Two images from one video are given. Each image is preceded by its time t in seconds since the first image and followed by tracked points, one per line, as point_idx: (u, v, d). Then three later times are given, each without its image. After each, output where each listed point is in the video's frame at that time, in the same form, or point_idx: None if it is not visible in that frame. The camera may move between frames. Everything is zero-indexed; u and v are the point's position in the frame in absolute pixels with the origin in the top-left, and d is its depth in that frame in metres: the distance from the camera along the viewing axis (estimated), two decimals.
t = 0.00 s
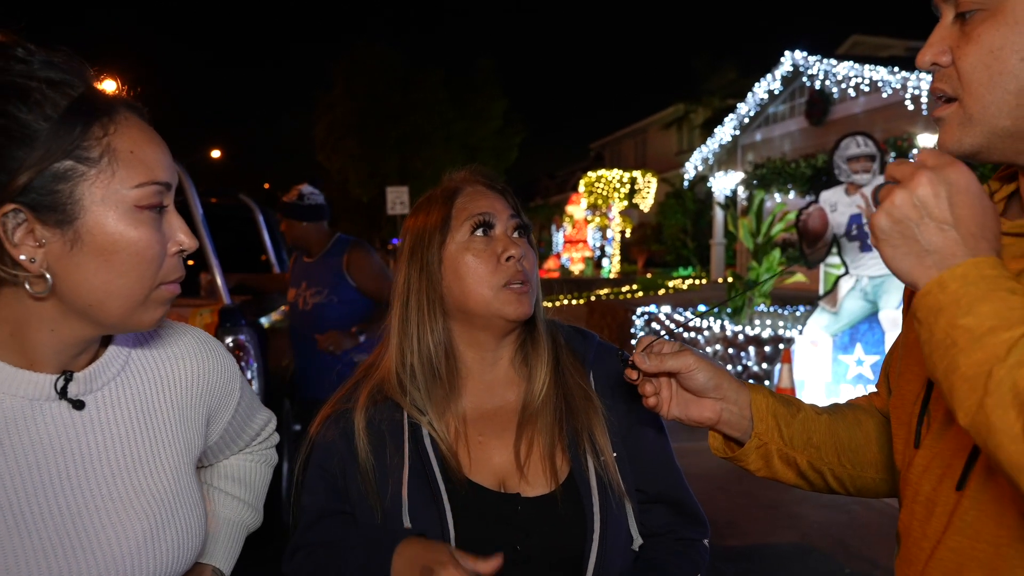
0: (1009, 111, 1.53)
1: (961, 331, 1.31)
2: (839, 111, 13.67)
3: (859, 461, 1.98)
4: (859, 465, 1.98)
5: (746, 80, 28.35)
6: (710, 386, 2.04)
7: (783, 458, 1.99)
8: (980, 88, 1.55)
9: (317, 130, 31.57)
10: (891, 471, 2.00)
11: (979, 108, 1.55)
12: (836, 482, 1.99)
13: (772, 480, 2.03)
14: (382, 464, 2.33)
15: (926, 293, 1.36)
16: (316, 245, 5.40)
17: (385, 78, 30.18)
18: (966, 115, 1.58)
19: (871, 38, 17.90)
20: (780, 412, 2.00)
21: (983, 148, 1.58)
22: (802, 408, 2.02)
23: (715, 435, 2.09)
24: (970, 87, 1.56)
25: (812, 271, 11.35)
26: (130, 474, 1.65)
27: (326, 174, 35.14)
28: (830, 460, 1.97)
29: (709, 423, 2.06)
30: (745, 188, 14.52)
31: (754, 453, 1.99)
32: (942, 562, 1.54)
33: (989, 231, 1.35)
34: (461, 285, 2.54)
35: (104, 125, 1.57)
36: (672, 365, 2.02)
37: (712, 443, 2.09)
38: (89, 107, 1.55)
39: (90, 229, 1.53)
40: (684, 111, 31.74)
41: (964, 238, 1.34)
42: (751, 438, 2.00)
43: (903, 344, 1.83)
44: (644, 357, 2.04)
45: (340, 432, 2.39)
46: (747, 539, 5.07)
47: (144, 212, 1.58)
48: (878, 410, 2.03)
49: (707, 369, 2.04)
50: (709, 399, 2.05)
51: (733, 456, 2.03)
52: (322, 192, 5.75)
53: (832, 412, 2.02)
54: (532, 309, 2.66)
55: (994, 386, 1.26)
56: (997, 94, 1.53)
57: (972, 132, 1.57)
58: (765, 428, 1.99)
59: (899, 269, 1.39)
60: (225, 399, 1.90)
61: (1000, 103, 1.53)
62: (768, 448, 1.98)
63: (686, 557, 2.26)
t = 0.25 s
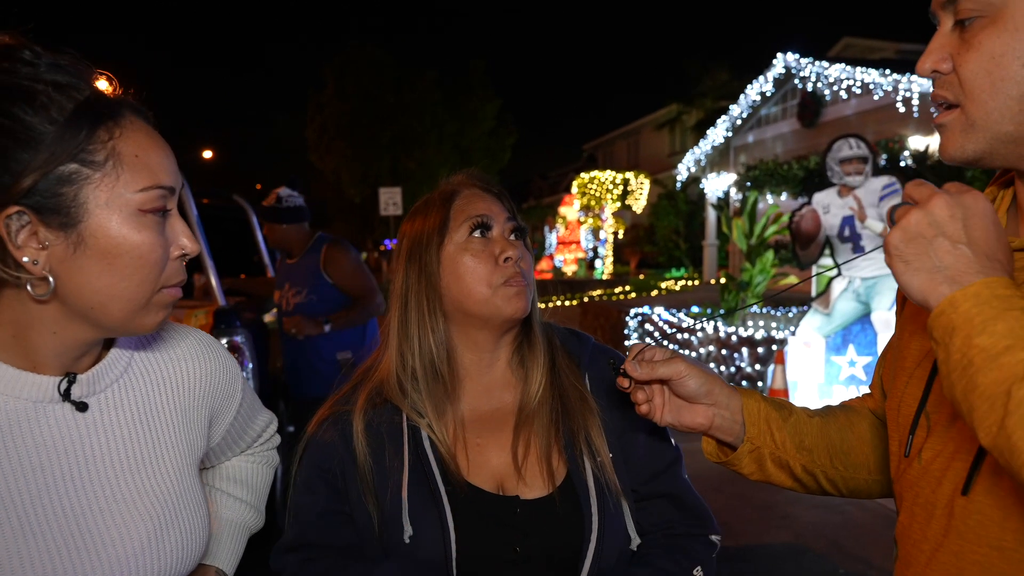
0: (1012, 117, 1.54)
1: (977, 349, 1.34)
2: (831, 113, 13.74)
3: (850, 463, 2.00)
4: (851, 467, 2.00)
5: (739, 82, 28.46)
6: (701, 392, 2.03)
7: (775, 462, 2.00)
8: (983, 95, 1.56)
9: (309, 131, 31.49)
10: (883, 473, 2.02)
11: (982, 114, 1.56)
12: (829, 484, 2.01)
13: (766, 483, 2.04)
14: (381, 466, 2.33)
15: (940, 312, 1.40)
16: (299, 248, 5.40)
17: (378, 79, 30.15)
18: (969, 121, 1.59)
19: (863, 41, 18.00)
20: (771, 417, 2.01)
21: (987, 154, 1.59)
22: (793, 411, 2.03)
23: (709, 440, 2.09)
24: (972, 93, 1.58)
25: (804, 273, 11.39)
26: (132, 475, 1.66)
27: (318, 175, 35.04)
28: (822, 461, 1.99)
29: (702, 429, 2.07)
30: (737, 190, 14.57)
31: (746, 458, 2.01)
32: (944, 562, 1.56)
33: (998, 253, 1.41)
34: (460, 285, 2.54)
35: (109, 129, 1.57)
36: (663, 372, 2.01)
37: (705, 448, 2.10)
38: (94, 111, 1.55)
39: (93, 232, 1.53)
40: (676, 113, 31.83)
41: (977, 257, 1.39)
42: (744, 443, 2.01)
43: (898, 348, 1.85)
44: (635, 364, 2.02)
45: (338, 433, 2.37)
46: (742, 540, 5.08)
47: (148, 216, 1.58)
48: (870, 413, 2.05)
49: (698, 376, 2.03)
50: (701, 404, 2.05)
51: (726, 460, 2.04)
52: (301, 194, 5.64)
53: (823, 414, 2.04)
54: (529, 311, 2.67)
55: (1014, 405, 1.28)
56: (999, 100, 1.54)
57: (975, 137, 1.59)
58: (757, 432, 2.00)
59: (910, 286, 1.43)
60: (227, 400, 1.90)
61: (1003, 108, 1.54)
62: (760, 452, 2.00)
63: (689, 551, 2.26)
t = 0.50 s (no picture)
0: (1010, 122, 1.55)
1: (983, 353, 1.36)
2: (824, 117, 13.82)
3: (842, 465, 2.00)
4: (843, 469, 2.00)
5: (732, 85, 28.58)
6: (694, 395, 2.06)
7: (768, 464, 2.01)
8: (981, 101, 1.57)
9: (303, 133, 31.48)
10: (876, 476, 2.02)
11: (980, 120, 1.58)
12: (821, 486, 2.01)
13: (760, 485, 2.05)
14: (376, 465, 2.32)
15: (946, 315, 1.42)
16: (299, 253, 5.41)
17: (372, 82, 30.15)
18: (967, 127, 1.60)
19: (855, 45, 18.10)
20: (765, 419, 2.02)
21: (985, 159, 1.60)
22: (786, 414, 2.04)
23: (701, 443, 2.12)
24: (971, 100, 1.59)
25: (798, 275, 11.44)
26: (133, 478, 1.66)
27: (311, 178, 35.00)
28: (813, 464, 1.99)
29: (695, 431, 2.08)
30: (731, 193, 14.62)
31: (739, 460, 2.02)
32: (939, 563, 1.57)
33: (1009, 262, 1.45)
34: (448, 289, 2.55)
35: (112, 134, 1.57)
36: (657, 375, 2.06)
37: (699, 451, 2.12)
38: (97, 116, 1.55)
39: (94, 237, 1.53)
40: (670, 116, 31.93)
41: (989, 264, 1.43)
42: (736, 445, 2.02)
43: (895, 351, 1.86)
44: (628, 367, 2.08)
45: (333, 429, 2.35)
46: (736, 542, 5.10)
47: (149, 221, 1.59)
48: (863, 415, 2.05)
49: (691, 379, 2.06)
50: (694, 408, 2.08)
51: (719, 463, 2.06)
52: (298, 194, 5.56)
53: (817, 416, 2.05)
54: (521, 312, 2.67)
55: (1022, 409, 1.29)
56: (997, 106, 1.56)
57: (973, 143, 1.60)
58: (750, 434, 2.01)
59: (920, 285, 1.46)
60: (226, 403, 1.90)
61: (1001, 114, 1.56)
62: (753, 454, 2.01)
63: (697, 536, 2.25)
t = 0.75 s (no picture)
0: (996, 126, 1.57)
1: (969, 351, 1.37)
2: (817, 119, 13.89)
3: (836, 465, 2.02)
4: (837, 471, 2.01)
5: (725, 88, 28.69)
6: (690, 395, 2.07)
7: (763, 465, 2.02)
8: (967, 105, 1.59)
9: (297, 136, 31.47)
10: (870, 476, 2.03)
11: (966, 124, 1.59)
12: (814, 486, 2.02)
13: (754, 486, 2.06)
14: (372, 472, 2.34)
15: (935, 312, 1.44)
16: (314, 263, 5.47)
17: (365, 84, 30.16)
18: (954, 131, 1.62)
19: (847, 48, 18.21)
20: (759, 420, 2.04)
21: (971, 163, 1.61)
22: (780, 416, 2.05)
23: (697, 443, 2.13)
24: (956, 104, 1.60)
25: (791, 277, 11.48)
26: (133, 479, 1.66)
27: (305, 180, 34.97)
28: (808, 465, 2.01)
29: (691, 431, 2.10)
30: (724, 195, 14.67)
31: (734, 460, 2.04)
32: (932, 564, 1.58)
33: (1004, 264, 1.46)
34: (447, 291, 2.56)
35: (112, 137, 1.57)
36: (654, 374, 2.06)
37: (694, 450, 2.13)
38: (97, 120, 1.56)
39: (94, 239, 1.53)
40: (663, 118, 32.03)
41: (985, 263, 1.44)
42: (732, 445, 2.04)
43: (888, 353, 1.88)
44: (625, 366, 2.09)
45: (329, 445, 2.39)
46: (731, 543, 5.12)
47: (149, 224, 1.59)
48: (857, 417, 2.06)
49: (687, 379, 2.07)
50: (690, 407, 2.09)
51: (714, 463, 2.07)
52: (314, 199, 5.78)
53: (810, 418, 2.06)
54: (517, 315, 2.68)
55: (1004, 407, 1.31)
56: (983, 110, 1.57)
57: (959, 146, 1.61)
58: (745, 435, 2.04)
59: (914, 278, 1.47)
60: (225, 405, 1.91)
61: (987, 118, 1.57)
62: (748, 455, 2.03)
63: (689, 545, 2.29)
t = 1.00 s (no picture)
0: (982, 131, 1.58)
1: (962, 360, 1.36)
2: (811, 121, 13.95)
3: (826, 466, 2.02)
4: (826, 471, 2.02)
5: (721, 90, 28.80)
6: (680, 394, 2.10)
7: (753, 464, 2.03)
8: (954, 111, 1.60)
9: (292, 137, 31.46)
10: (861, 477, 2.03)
11: (953, 129, 1.60)
12: (804, 487, 2.03)
13: (744, 486, 2.07)
14: (370, 474, 2.34)
15: (926, 323, 1.43)
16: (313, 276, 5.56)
17: (361, 85, 30.17)
18: (942, 136, 1.62)
19: (842, 50, 18.31)
20: (749, 420, 2.05)
21: (959, 167, 1.62)
22: (771, 416, 2.06)
23: (687, 442, 2.14)
24: (943, 110, 1.61)
25: (786, 278, 11.51)
26: (131, 478, 1.67)
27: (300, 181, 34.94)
28: (798, 464, 2.02)
29: (681, 430, 2.11)
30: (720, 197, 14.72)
31: (724, 459, 2.04)
32: (926, 564, 1.59)
33: (990, 264, 1.45)
34: (447, 295, 2.57)
35: (110, 138, 1.58)
36: (643, 373, 2.10)
37: (684, 450, 2.14)
38: (95, 121, 1.56)
39: (92, 240, 1.54)
40: (659, 119, 32.13)
41: (970, 268, 1.43)
42: (721, 444, 2.05)
43: (880, 356, 1.89)
44: (616, 366, 2.12)
45: (327, 449, 2.39)
46: (727, 543, 5.14)
47: (146, 224, 1.59)
48: (849, 419, 2.07)
49: (677, 377, 2.10)
50: (679, 406, 2.11)
51: (704, 461, 2.08)
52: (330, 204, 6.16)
53: (801, 419, 2.07)
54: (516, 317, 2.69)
55: (998, 416, 1.31)
56: (970, 116, 1.58)
57: (947, 151, 1.62)
58: (735, 434, 2.04)
59: (903, 290, 1.46)
60: (222, 404, 1.91)
61: (974, 123, 1.58)
62: (738, 454, 2.03)
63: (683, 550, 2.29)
